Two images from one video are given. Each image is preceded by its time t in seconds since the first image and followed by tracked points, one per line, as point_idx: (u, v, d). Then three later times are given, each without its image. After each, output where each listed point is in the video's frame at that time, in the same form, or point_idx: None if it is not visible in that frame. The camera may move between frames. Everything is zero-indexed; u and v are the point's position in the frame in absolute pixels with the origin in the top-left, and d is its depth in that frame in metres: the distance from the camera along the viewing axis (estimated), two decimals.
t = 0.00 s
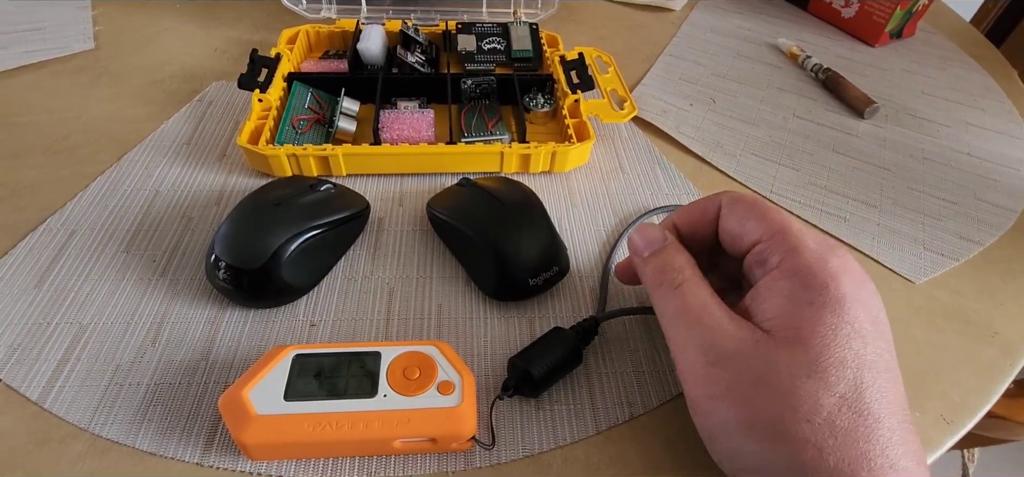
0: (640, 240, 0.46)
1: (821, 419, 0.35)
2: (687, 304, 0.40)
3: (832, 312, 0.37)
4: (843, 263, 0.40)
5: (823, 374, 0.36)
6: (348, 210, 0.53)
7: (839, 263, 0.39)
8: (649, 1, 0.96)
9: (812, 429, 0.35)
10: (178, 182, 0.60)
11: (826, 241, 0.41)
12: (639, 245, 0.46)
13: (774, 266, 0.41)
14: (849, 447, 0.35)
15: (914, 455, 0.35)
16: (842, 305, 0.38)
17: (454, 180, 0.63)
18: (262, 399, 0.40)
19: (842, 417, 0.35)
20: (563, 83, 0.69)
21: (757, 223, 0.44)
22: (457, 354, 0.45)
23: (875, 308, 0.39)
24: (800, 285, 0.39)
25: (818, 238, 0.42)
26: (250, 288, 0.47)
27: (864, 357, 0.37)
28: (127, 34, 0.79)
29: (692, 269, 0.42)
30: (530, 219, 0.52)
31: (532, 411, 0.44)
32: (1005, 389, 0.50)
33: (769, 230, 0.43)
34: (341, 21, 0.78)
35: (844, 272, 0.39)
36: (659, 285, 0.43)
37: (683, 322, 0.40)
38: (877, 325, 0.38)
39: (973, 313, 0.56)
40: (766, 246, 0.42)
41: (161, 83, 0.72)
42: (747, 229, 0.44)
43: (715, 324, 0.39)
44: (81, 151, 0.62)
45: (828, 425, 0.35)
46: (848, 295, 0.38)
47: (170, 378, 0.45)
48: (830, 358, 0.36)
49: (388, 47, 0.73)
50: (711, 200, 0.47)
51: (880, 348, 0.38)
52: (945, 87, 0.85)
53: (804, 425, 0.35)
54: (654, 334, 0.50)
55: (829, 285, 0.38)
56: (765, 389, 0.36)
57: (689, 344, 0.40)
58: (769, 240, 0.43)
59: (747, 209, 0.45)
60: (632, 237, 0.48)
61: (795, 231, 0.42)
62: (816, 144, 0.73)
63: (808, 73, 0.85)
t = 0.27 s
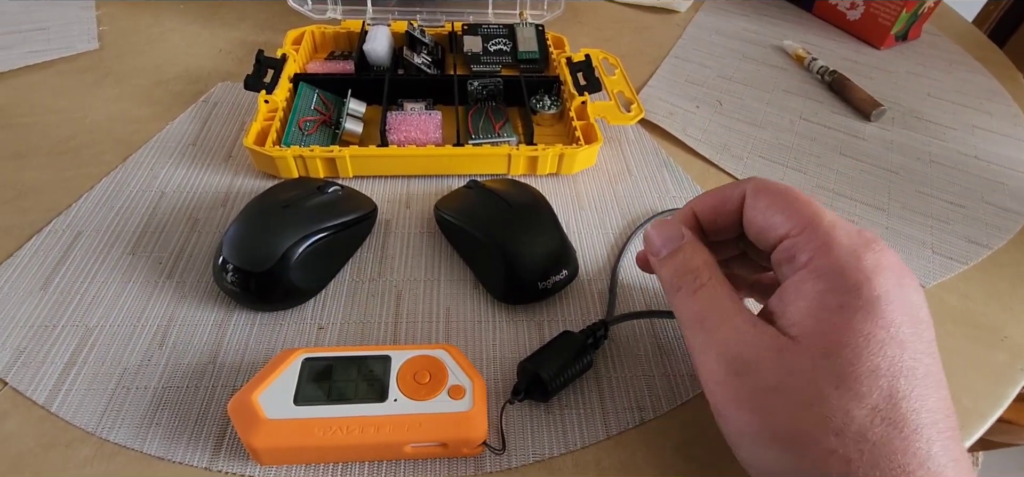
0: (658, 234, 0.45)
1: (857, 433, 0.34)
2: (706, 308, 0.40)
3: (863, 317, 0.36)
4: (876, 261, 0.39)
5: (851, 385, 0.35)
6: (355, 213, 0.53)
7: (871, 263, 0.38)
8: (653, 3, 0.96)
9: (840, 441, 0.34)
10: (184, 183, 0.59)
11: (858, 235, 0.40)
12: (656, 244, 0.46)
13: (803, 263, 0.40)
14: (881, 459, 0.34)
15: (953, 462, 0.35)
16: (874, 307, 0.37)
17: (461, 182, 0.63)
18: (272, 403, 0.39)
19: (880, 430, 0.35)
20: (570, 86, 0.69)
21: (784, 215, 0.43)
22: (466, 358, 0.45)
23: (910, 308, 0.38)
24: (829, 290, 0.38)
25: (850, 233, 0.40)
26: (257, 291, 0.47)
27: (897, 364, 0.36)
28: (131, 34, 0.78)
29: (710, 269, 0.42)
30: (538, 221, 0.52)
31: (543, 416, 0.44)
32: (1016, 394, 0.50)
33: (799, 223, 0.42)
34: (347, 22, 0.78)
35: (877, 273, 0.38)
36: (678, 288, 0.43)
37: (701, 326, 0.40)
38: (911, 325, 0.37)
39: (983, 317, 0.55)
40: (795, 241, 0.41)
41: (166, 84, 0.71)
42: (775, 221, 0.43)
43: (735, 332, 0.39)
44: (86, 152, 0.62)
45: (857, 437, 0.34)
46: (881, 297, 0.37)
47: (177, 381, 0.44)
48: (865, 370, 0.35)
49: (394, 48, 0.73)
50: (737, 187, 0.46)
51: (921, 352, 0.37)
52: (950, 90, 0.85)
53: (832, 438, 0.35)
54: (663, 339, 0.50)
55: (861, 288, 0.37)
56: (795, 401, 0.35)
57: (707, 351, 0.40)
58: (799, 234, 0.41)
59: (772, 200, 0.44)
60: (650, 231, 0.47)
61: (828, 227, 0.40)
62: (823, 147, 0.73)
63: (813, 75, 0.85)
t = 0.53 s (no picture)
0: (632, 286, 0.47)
1: (838, 451, 0.35)
2: (681, 351, 0.42)
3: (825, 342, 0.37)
4: (835, 287, 0.40)
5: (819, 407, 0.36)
6: (357, 217, 0.53)
7: (830, 290, 0.39)
8: (654, 6, 0.96)
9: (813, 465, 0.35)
10: (185, 186, 0.59)
11: (818, 263, 0.41)
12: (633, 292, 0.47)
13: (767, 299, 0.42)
14: None
15: None
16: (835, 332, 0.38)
17: (462, 185, 0.63)
18: (274, 409, 0.39)
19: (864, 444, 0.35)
20: (571, 89, 0.69)
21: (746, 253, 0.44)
22: (468, 363, 0.44)
23: (875, 330, 0.38)
24: (789, 321, 0.39)
25: (810, 262, 0.41)
26: (258, 295, 0.47)
27: (865, 385, 0.36)
28: (131, 35, 0.78)
29: (682, 313, 0.43)
30: (539, 227, 0.51)
31: (545, 421, 0.44)
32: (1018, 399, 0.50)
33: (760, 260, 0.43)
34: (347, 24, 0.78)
35: (838, 299, 0.39)
36: (657, 334, 0.44)
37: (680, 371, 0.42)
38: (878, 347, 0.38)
39: (984, 322, 0.55)
40: (759, 278, 0.43)
41: (166, 86, 0.71)
42: (739, 260, 0.44)
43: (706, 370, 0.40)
44: (86, 154, 0.62)
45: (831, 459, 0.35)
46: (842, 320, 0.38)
47: (178, 386, 0.44)
48: (838, 388, 0.36)
49: (395, 51, 0.73)
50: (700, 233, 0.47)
51: (892, 368, 0.37)
52: (951, 94, 0.85)
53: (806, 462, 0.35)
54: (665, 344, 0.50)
55: (820, 314, 0.38)
56: (772, 425, 0.36)
57: (685, 390, 0.41)
58: (761, 271, 0.43)
59: (735, 240, 0.45)
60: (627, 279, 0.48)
61: (786, 260, 0.42)
62: (824, 151, 0.73)
63: (814, 79, 0.85)
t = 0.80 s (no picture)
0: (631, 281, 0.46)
1: (843, 453, 0.34)
2: (682, 350, 0.42)
3: (830, 343, 0.36)
4: (846, 282, 0.38)
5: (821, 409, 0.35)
6: (356, 217, 0.52)
7: (840, 286, 0.37)
8: (654, 7, 0.96)
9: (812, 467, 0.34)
10: (183, 186, 0.59)
11: (830, 255, 0.39)
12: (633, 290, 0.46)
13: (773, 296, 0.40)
14: None
15: None
16: (843, 331, 0.36)
17: (461, 185, 0.63)
18: (272, 411, 0.39)
19: (869, 444, 0.34)
20: (571, 89, 0.69)
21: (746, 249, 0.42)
22: (467, 364, 0.44)
23: (888, 326, 0.37)
24: (794, 319, 0.38)
25: (822, 255, 0.39)
26: (257, 296, 0.47)
27: (874, 386, 0.35)
28: (129, 35, 0.78)
29: (682, 311, 0.43)
30: (539, 227, 0.51)
31: (545, 423, 0.44)
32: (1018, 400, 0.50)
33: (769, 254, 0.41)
34: (346, 24, 0.78)
35: (849, 295, 0.37)
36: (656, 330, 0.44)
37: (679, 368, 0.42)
38: (890, 344, 0.36)
39: (984, 323, 0.55)
40: (764, 275, 0.41)
41: (164, 85, 0.71)
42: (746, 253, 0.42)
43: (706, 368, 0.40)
44: (84, 154, 0.61)
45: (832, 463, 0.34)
46: (851, 318, 0.36)
47: (175, 387, 0.44)
48: (844, 390, 0.35)
49: (394, 51, 0.73)
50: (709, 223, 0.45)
51: (907, 366, 0.36)
52: (950, 95, 0.85)
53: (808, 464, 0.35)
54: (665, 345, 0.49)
55: (828, 312, 0.37)
56: (773, 428, 0.36)
57: (686, 389, 0.41)
58: (767, 267, 0.41)
59: (739, 234, 0.43)
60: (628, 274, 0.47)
61: (792, 255, 0.40)
62: (823, 152, 0.73)
63: (814, 80, 0.85)
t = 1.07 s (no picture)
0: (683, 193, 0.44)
1: (899, 399, 0.35)
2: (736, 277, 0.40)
3: (897, 291, 0.36)
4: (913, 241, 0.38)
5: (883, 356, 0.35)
6: (360, 218, 0.53)
7: (908, 242, 0.38)
8: (652, 11, 0.97)
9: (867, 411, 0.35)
10: (188, 188, 0.60)
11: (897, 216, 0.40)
12: (688, 211, 0.43)
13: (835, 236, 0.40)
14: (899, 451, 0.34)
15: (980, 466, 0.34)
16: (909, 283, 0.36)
17: (463, 187, 0.63)
18: (279, 408, 0.40)
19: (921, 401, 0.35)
20: (571, 92, 0.70)
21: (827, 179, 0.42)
22: (470, 362, 0.45)
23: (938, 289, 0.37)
24: (860, 261, 0.38)
25: (889, 212, 0.40)
26: (263, 296, 0.48)
27: (927, 338, 0.36)
28: (133, 38, 0.79)
29: (747, 239, 0.41)
30: (539, 228, 0.52)
31: (546, 420, 0.44)
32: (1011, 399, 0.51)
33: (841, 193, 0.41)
34: (348, 27, 0.79)
35: (912, 250, 0.37)
36: (713, 257, 0.42)
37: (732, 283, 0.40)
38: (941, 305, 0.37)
39: (977, 323, 0.56)
40: (829, 214, 0.41)
41: (168, 88, 0.71)
42: (817, 188, 0.43)
43: (765, 291, 0.39)
44: (90, 156, 0.62)
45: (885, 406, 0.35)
46: (915, 273, 0.37)
47: (183, 385, 0.44)
48: (904, 337, 0.35)
49: (396, 54, 0.74)
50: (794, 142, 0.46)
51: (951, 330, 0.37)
52: (944, 99, 0.86)
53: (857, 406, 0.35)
54: (664, 344, 0.50)
55: (893, 262, 0.37)
56: (832, 372, 0.35)
57: (741, 321, 0.39)
58: (836, 206, 0.41)
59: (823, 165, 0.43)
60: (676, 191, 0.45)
61: (868, 209, 0.40)
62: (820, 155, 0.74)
63: (810, 83, 0.86)
